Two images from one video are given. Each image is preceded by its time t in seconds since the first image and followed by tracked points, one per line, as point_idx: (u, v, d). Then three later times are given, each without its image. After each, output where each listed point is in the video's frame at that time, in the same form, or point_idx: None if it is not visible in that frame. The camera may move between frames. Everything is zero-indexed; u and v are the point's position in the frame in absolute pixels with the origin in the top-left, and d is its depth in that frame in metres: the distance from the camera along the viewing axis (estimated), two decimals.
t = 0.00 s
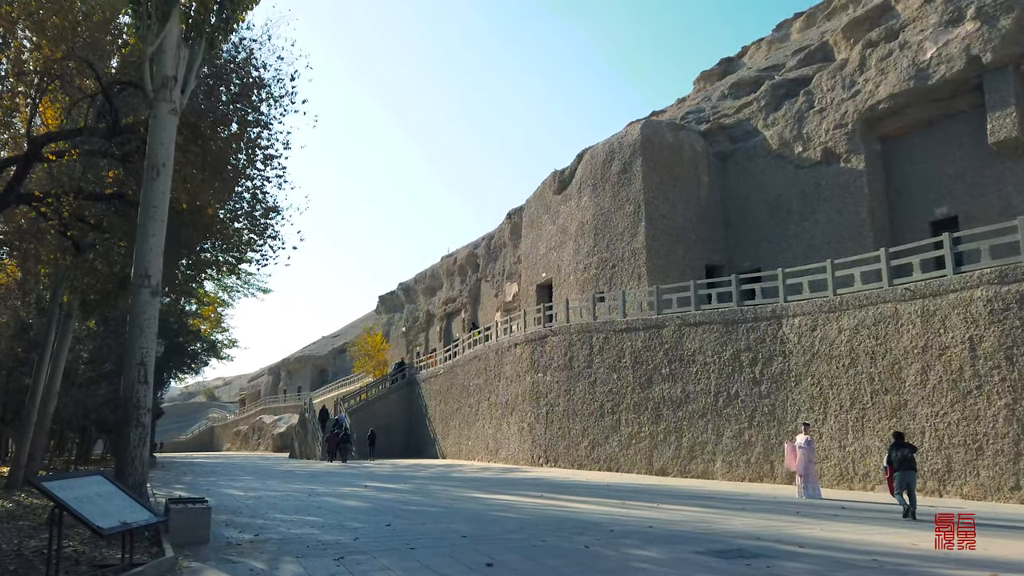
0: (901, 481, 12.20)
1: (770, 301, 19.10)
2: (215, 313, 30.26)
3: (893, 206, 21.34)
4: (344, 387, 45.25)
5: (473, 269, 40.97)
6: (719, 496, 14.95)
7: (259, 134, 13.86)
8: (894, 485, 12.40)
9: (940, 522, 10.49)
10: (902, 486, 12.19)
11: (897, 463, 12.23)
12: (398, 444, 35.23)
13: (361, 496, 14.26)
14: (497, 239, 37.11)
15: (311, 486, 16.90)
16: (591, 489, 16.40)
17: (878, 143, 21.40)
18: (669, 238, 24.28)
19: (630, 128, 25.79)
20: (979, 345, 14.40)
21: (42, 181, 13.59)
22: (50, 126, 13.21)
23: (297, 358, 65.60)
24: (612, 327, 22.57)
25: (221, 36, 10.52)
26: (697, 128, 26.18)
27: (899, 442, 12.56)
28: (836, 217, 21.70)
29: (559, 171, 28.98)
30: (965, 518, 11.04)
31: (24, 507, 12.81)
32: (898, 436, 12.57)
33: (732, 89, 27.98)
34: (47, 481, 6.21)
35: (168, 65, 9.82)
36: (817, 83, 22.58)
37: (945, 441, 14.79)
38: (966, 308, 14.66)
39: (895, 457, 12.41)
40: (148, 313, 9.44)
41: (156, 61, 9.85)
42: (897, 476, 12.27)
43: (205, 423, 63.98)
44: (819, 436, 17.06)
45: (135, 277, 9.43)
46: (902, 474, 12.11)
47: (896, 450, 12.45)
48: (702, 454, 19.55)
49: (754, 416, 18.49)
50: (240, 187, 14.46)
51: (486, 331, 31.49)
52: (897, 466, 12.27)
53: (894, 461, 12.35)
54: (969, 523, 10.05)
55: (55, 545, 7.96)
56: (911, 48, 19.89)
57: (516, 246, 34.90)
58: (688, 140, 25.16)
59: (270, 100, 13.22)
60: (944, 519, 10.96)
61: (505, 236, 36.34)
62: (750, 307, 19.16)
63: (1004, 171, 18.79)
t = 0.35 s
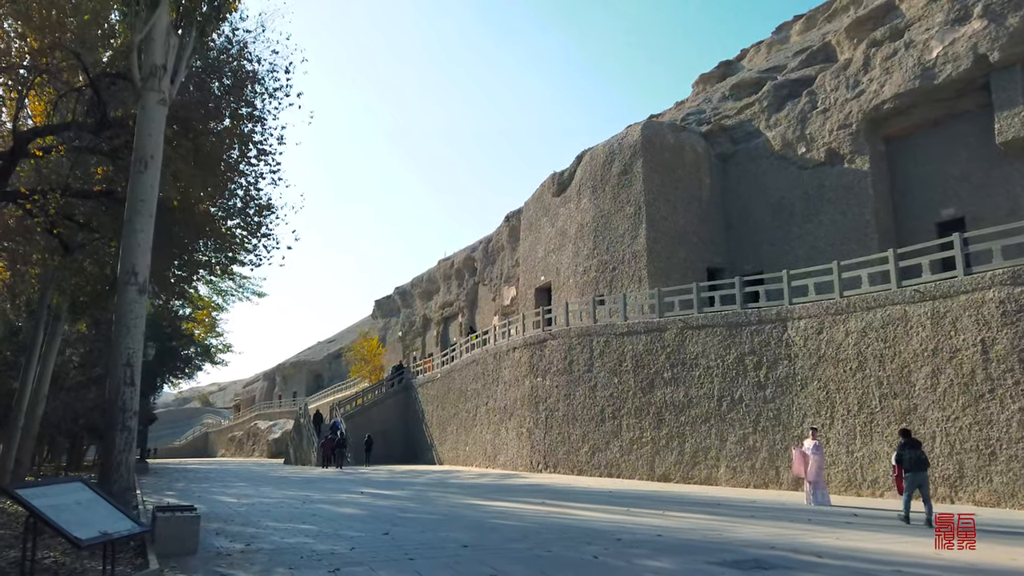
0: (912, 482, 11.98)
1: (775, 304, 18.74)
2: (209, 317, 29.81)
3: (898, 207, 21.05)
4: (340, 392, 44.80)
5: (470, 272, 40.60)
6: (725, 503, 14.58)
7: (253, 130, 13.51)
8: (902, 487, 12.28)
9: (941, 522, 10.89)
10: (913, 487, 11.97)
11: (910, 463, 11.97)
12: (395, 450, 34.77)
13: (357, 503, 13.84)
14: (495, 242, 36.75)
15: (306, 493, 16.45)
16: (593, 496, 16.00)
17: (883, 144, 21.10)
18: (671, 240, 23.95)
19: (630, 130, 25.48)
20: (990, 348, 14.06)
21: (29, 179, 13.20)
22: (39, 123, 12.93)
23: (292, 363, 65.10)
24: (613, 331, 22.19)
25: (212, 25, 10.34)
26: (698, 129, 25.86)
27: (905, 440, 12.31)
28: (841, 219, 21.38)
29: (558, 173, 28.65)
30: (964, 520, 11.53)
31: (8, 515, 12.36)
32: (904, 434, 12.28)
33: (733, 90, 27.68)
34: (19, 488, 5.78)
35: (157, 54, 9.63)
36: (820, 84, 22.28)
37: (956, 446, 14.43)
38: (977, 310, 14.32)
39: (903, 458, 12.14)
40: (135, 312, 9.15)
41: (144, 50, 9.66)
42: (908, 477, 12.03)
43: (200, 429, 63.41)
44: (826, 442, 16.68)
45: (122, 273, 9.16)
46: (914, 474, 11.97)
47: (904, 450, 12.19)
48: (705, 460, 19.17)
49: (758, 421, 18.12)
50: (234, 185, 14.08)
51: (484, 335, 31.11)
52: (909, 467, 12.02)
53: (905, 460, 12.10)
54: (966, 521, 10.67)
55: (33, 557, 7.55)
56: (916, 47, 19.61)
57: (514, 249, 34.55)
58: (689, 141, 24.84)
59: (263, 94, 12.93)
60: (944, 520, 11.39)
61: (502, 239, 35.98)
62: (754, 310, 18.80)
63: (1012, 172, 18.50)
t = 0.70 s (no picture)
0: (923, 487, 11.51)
1: (784, 306, 18.34)
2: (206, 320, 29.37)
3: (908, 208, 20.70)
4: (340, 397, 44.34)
5: (471, 275, 40.20)
6: (737, 510, 14.15)
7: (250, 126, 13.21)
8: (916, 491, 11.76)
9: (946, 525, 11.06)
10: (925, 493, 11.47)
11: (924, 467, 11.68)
12: (394, 455, 34.33)
13: (358, 510, 13.42)
14: (497, 244, 36.35)
15: (304, 500, 16.02)
16: (600, 502, 15.59)
17: (892, 144, 20.76)
18: (676, 242, 23.58)
19: (634, 130, 25.13)
20: (1009, 350, 13.68)
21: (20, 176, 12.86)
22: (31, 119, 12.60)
23: (291, 367, 64.64)
24: (618, 334, 21.78)
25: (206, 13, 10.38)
26: (703, 130, 25.50)
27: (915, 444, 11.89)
28: (850, 220, 21.02)
29: (560, 174, 28.29)
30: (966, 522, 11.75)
31: None
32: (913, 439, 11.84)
33: (738, 90, 27.32)
34: None
35: (150, 43, 9.60)
36: (827, 83, 21.89)
37: (974, 452, 14.03)
38: (994, 311, 13.94)
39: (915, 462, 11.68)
40: (125, 310, 9.10)
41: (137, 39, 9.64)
42: (920, 482, 11.55)
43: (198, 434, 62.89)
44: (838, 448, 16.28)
45: (113, 270, 9.11)
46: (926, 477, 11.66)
47: (916, 455, 11.72)
48: (713, 465, 18.76)
49: (767, 426, 17.72)
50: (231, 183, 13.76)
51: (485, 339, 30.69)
52: (923, 472, 11.51)
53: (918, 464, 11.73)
54: (971, 523, 11.27)
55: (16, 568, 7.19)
56: (927, 45, 19.26)
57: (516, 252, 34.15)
58: (694, 141, 24.49)
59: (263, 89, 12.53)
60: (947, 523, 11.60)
61: (504, 241, 35.58)
62: (763, 312, 18.40)
63: None
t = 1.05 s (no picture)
0: (935, 491, 11.81)
1: (793, 308, 17.97)
2: (205, 323, 29.00)
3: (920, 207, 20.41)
4: (340, 401, 43.96)
5: (472, 278, 39.87)
6: (748, 516, 13.76)
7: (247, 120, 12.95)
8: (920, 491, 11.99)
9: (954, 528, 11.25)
10: (936, 497, 11.79)
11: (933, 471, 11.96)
12: (395, 460, 33.91)
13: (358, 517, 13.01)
14: (498, 247, 36.02)
15: (303, 505, 15.61)
16: (606, 508, 15.19)
17: (902, 143, 20.42)
18: (681, 243, 23.22)
19: (639, 130, 24.81)
20: None
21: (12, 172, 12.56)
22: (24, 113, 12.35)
23: (292, 372, 64.29)
24: (623, 336, 21.40)
25: None
26: (708, 130, 25.16)
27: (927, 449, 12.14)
28: (859, 220, 20.67)
29: (563, 176, 27.96)
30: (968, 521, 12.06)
31: None
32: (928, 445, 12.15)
33: (743, 90, 26.99)
34: None
35: (143, 28, 9.66)
36: (836, 81, 21.55)
37: (993, 456, 13.62)
38: (1013, 311, 13.56)
39: (929, 467, 11.92)
40: (116, 307, 9.10)
41: (130, 25, 9.69)
42: (933, 486, 11.82)
43: (197, 439, 62.50)
44: (851, 452, 15.88)
45: (102, 267, 9.07)
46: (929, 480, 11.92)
47: (931, 459, 11.92)
48: (721, 470, 18.37)
49: (777, 430, 17.32)
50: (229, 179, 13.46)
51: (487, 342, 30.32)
52: (938, 477, 11.75)
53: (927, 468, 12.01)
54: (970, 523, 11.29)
55: None
56: (938, 42, 18.90)
57: (518, 254, 33.82)
58: (700, 141, 24.14)
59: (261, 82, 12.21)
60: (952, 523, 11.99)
61: (506, 244, 35.23)
62: (772, 313, 18.02)
63: None
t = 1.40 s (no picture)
0: (947, 497, 11.35)
1: (803, 307, 17.56)
2: (202, 326, 28.59)
3: (931, 206, 20.03)
4: (341, 405, 43.54)
5: (474, 280, 39.47)
6: (760, 522, 13.34)
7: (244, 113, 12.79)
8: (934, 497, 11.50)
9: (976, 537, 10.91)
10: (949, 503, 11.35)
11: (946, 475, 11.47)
12: (395, 464, 33.47)
13: (358, 523, 12.58)
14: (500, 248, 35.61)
15: (301, 511, 15.17)
16: (613, 514, 14.77)
17: (912, 141, 20.07)
18: (687, 243, 22.81)
19: (643, 129, 24.43)
20: None
21: None
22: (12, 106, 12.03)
23: (292, 375, 63.90)
24: (628, 337, 21.00)
25: None
26: (713, 128, 24.78)
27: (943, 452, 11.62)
28: (868, 220, 20.30)
29: (566, 176, 27.58)
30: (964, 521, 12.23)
31: None
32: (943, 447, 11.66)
33: (748, 88, 26.62)
34: None
35: (132, 15, 9.79)
36: (844, 78, 21.19)
37: (1013, 460, 13.19)
38: None
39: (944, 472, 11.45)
40: (101, 301, 9.18)
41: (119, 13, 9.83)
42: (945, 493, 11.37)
43: (196, 443, 62.06)
44: (864, 456, 15.46)
45: (90, 262, 9.15)
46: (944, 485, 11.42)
47: (948, 465, 11.45)
48: (730, 475, 17.94)
49: (787, 434, 16.91)
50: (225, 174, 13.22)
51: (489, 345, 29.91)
52: (951, 484, 11.28)
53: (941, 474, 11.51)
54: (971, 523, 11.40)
55: None
56: (949, 36, 18.52)
57: (520, 256, 33.42)
58: (706, 139, 23.75)
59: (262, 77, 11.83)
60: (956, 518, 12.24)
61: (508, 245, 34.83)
62: (781, 313, 17.61)
63: None
